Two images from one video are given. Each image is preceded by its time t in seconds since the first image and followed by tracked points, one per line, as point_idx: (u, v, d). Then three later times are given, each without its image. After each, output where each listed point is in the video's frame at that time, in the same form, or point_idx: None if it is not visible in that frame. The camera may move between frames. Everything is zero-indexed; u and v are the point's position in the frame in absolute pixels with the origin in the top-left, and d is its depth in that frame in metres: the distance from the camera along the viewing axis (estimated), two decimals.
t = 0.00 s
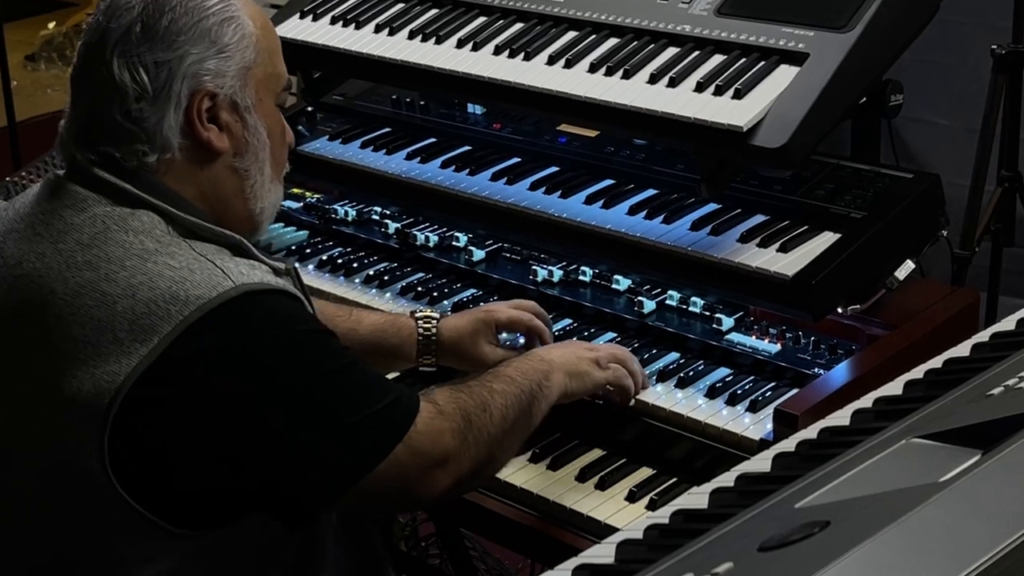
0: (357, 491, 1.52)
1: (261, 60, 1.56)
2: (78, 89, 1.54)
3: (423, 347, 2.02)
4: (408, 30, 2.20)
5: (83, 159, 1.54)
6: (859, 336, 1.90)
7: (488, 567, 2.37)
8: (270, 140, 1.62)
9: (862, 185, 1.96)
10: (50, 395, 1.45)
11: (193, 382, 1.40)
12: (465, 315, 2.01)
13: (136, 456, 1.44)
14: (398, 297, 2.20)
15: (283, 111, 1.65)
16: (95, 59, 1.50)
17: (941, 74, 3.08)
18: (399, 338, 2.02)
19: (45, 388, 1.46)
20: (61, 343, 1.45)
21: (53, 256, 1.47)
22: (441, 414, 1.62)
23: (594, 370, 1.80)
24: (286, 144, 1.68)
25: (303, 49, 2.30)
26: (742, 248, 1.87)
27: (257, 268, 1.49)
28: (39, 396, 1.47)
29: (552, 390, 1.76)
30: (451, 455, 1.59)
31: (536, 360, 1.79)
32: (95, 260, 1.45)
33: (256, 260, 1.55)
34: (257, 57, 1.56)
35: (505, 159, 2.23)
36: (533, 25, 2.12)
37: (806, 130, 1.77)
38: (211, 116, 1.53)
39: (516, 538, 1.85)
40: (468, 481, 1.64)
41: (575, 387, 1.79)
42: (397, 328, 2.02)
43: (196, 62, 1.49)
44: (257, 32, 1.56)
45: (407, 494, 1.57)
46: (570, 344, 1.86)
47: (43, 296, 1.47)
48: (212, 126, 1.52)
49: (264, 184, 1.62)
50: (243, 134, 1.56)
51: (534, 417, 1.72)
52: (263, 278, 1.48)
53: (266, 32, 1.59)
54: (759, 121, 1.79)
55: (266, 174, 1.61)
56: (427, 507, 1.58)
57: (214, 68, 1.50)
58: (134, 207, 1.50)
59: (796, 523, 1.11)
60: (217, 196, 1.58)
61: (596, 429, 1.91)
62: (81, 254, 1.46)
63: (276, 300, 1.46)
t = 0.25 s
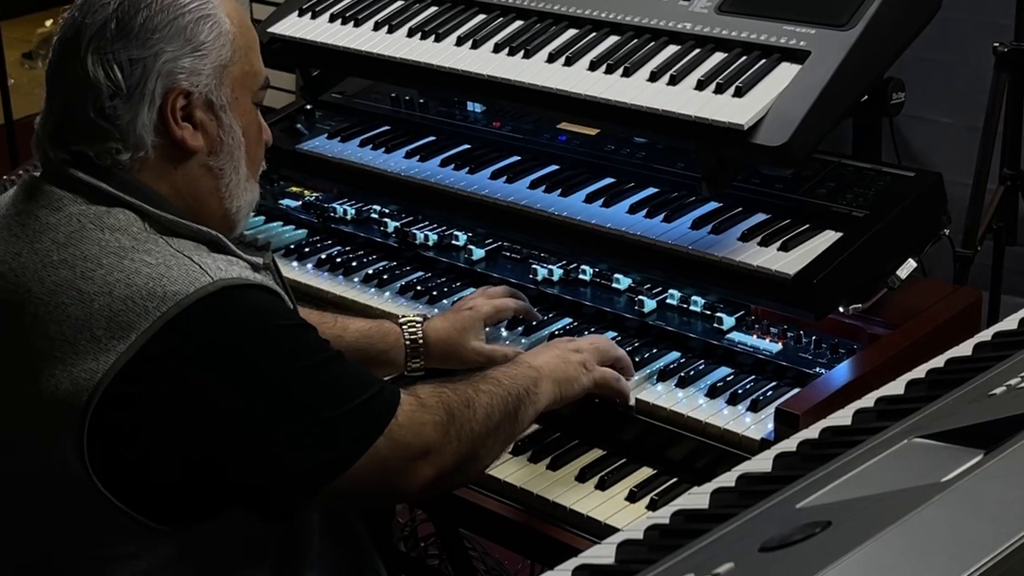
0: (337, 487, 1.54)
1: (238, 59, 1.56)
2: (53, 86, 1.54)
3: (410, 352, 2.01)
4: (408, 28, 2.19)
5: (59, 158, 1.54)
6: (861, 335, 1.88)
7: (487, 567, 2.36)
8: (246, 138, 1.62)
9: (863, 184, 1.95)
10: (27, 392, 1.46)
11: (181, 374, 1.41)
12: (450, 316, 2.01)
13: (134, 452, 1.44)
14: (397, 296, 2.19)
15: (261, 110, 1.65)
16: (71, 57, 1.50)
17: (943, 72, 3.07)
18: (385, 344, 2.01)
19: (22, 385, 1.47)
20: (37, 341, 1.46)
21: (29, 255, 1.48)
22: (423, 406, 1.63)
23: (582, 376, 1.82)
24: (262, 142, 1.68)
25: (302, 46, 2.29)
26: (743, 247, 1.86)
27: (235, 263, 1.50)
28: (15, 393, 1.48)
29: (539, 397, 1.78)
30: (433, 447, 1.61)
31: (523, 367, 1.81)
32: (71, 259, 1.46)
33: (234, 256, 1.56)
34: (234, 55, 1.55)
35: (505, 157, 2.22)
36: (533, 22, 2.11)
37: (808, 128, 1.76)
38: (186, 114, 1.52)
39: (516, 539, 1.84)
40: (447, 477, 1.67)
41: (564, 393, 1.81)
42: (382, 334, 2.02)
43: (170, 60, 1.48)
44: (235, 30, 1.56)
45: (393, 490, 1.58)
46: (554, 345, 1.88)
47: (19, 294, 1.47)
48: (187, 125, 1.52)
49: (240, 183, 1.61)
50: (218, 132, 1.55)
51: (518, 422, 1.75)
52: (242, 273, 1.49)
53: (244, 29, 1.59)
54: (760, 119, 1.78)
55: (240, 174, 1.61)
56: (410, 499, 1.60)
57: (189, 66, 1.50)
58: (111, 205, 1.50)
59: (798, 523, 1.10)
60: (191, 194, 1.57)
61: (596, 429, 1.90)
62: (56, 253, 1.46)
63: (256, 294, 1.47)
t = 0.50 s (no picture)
0: (336, 497, 1.57)
1: (236, 62, 1.56)
2: (50, 88, 1.52)
3: (405, 347, 2.00)
4: (407, 25, 2.18)
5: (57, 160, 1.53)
6: (862, 334, 1.87)
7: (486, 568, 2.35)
8: (243, 143, 1.61)
9: (865, 183, 1.94)
10: (24, 396, 1.46)
11: (181, 383, 1.40)
12: (446, 313, 2.01)
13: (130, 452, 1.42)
14: (396, 295, 2.18)
15: (259, 114, 1.64)
16: (67, 59, 1.49)
17: (944, 71, 3.06)
18: (380, 340, 2.01)
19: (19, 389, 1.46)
20: (35, 344, 1.45)
21: (28, 258, 1.48)
22: (422, 420, 1.66)
23: (579, 383, 1.82)
24: (261, 145, 1.67)
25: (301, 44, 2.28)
26: (744, 246, 1.85)
27: (235, 272, 1.50)
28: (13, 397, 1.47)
29: (537, 408, 1.79)
30: (431, 459, 1.64)
31: (520, 375, 1.81)
32: (70, 263, 1.45)
33: (233, 262, 1.55)
34: (232, 59, 1.55)
35: (504, 156, 2.21)
36: (533, 20, 2.10)
37: (809, 126, 1.75)
38: (183, 119, 1.52)
39: (516, 539, 1.83)
40: (446, 487, 1.69)
41: (562, 401, 1.82)
42: (377, 329, 2.01)
43: (169, 64, 1.48)
44: (233, 33, 1.55)
45: (392, 498, 1.60)
46: (550, 350, 1.88)
47: (17, 297, 1.47)
48: (184, 130, 1.51)
49: (237, 188, 1.60)
50: (215, 137, 1.55)
51: (515, 430, 1.75)
52: (242, 282, 1.48)
53: (244, 32, 1.58)
54: (761, 117, 1.77)
55: (238, 180, 1.60)
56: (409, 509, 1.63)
57: (187, 71, 1.49)
58: (109, 209, 1.49)
59: (799, 523, 1.09)
60: (188, 200, 1.56)
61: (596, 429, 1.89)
62: (55, 257, 1.46)
63: (256, 303, 1.46)
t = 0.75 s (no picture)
0: (346, 510, 1.53)
1: (252, 71, 1.55)
2: (64, 91, 1.52)
3: (398, 344, 2.00)
4: (406, 23, 2.17)
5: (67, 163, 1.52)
6: (863, 334, 1.87)
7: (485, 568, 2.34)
8: (256, 151, 1.61)
9: (866, 182, 1.94)
10: (32, 401, 1.45)
11: (178, 382, 1.40)
12: (441, 312, 2.02)
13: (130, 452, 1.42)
14: (395, 294, 2.17)
15: (272, 121, 1.64)
16: (82, 63, 1.48)
17: (947, 69, 3.05)
18: (375, 337, 2.02)
19: (28, 394, 1.45)
20: (45, 350, 1.44)
21: (37, 263, 1.46)
22: (429, 434, 1.64)
23: (573, 384, 1.81)
24: (273, 152, 1.67)
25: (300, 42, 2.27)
26: (745, 245, 1.84)
27: (246, 282, 1.49)
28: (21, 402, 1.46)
29: (532, 411, 1.78)
30: (438, 474, 1.63)
31: (514, 378, 1.81)
32: (82, 269, 1.44)
33: (245, 272, 1.54)
34: (248, 67, 1.54)
35: (505, 154, 2.20)
36: (533, 18, 2.09)
37: (810, 125, 1.74)
38: (197, 128, 1.51)
39: (515, 540, 1.82)
40: (452, 499, 1.68)
41: (556, 402, 1.82)
42: (372, 326, 2.02)
43: (184, 73, 1.47)
44: (251, 41, 1.54)
45: (398, 513, 1.58)
46: (546, 350, 1.88)
47: (27, 302, 1.46)
48: (197, 139, 1.51)
49: (248, 197, 1.61)
50: (228, 147, 1.54)
51: (513, 435, 1.75)
52: (253, 293, 1.48)
53: (261, 40, 1.57)
54: (762, 116, 1.76)
55: (250, 188, 1.60)
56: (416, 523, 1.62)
57: (203, 80, 1.48)
58: (120, 215, 1.49)
59: (801, 523, 1.08)
60: (199, 208, 1.56)
61: (596, 429, 1.88)
62: (66, 262, 1.45)
63: (267, 315, 1.46)
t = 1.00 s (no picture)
0: (357, 513, 1.55)
1: (271, 76, 1.54)
2: (81, 92, 1.51)
3: (400, 334, 2.00)
4: (406, 21, 2.16)
5: (83, 163, 1.51)
6: (865, 333, 1.87)
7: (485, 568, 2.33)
8: (272, 156, 1.60)
9: (868, 180, 1.93)
10: (43, 405, 1.43)
11: (174, 382, 1.39)
12: (442, 303, 2.01)
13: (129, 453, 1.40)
14: (394, 293, 2.16)
15: (289, 125, 1.63)
16: (100, 64, 1.48)
17: (950, 67, 3.04)
18: (376, 328, 2.01)
19: (40, 397, 1.44)
20: (58, 353, 1.43)
21: (51, 264, 1.45)
22: (438, 438, 1.65)
23: (571, 378, 1.81)
24: (288, 156, 1.66)
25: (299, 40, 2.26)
26: (746, 244, 1.83)
27: (261, 286, 1.48)
28: (32, 404, 1.44)
29: (531, 405, 1.77)
30: (448, 479, 1.63)
31: (511, 374, 1.79)
32: (96, 272, 1.43)
33: (259, 276, 1.53)
34: (267, 72, 1.53)
35: (505, 153, 2.19)
36: (533, 15, 2.08)
37: (812, 123, 1.73)
38: (213, 133, 1.51)
39: (515, 540, 1.81)
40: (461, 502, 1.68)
41: (555, 397, 1.80)
42: (374, 317, 2.01)
43: (203, 78, 1.46)
44: (270, 46, 1.54)
45: (405, 515, 1.58)
46: (544, 349, 1.86)
47: (40, 304, 1.44)
48: (213, 143, 1.51)
49: (263, 202, 1.60)
50: (244, 151, 1.54)
51: (516, 434, 1.74)
52: (268, 296, 1.46)
53: (281, 45, 1.55)
54: (763, 114, 1.75)
55: (264, 192, 1.60)
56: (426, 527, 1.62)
57: (221, 85, 1.48)
58: (134, 218, 1.48)
59: (802, 524, 1.07)
60: (213, 212, 1.56)
61: (597, 429, 1.87)
62: (80, 265, 1.44)
63: (282, 318, 1.45)
